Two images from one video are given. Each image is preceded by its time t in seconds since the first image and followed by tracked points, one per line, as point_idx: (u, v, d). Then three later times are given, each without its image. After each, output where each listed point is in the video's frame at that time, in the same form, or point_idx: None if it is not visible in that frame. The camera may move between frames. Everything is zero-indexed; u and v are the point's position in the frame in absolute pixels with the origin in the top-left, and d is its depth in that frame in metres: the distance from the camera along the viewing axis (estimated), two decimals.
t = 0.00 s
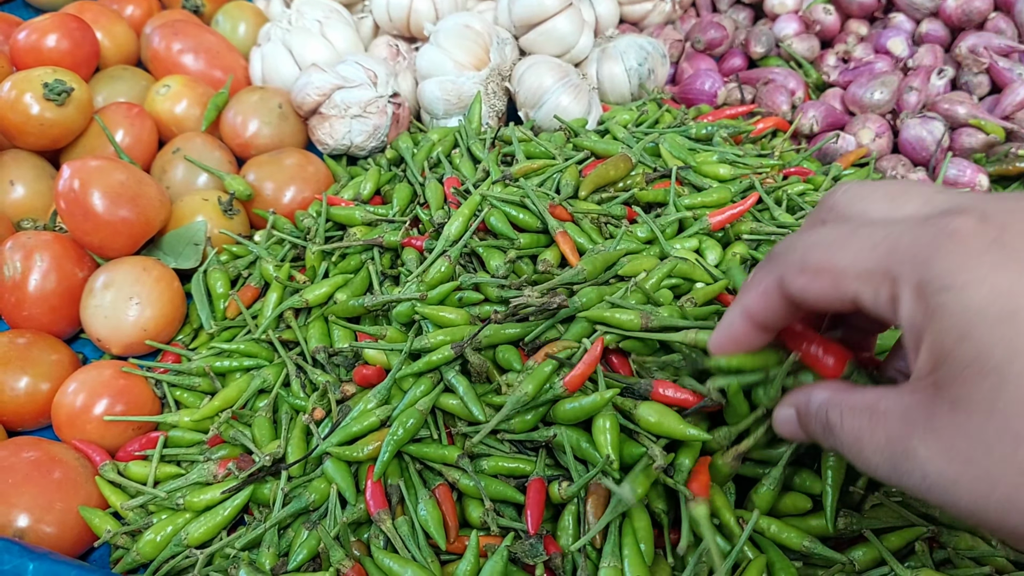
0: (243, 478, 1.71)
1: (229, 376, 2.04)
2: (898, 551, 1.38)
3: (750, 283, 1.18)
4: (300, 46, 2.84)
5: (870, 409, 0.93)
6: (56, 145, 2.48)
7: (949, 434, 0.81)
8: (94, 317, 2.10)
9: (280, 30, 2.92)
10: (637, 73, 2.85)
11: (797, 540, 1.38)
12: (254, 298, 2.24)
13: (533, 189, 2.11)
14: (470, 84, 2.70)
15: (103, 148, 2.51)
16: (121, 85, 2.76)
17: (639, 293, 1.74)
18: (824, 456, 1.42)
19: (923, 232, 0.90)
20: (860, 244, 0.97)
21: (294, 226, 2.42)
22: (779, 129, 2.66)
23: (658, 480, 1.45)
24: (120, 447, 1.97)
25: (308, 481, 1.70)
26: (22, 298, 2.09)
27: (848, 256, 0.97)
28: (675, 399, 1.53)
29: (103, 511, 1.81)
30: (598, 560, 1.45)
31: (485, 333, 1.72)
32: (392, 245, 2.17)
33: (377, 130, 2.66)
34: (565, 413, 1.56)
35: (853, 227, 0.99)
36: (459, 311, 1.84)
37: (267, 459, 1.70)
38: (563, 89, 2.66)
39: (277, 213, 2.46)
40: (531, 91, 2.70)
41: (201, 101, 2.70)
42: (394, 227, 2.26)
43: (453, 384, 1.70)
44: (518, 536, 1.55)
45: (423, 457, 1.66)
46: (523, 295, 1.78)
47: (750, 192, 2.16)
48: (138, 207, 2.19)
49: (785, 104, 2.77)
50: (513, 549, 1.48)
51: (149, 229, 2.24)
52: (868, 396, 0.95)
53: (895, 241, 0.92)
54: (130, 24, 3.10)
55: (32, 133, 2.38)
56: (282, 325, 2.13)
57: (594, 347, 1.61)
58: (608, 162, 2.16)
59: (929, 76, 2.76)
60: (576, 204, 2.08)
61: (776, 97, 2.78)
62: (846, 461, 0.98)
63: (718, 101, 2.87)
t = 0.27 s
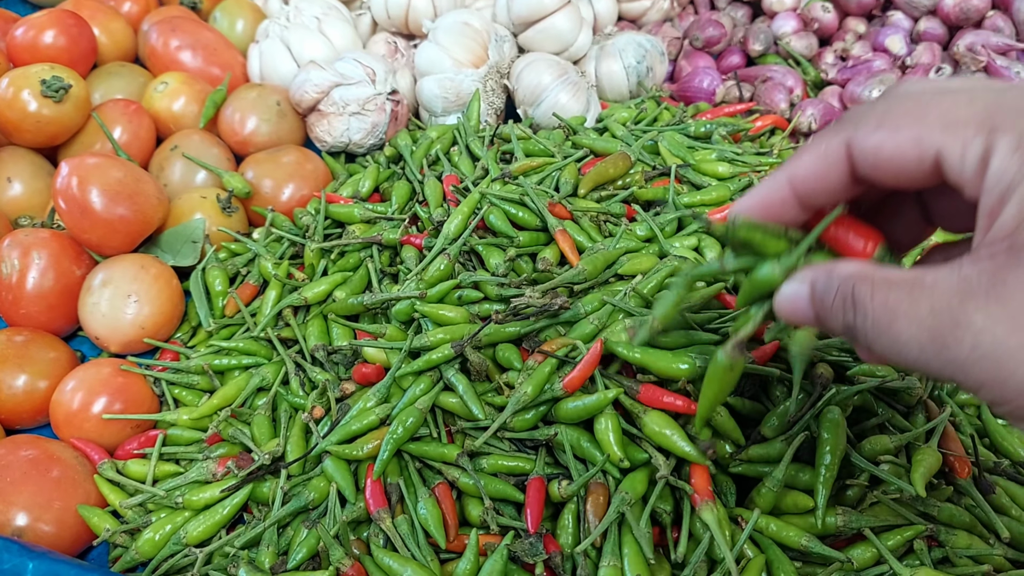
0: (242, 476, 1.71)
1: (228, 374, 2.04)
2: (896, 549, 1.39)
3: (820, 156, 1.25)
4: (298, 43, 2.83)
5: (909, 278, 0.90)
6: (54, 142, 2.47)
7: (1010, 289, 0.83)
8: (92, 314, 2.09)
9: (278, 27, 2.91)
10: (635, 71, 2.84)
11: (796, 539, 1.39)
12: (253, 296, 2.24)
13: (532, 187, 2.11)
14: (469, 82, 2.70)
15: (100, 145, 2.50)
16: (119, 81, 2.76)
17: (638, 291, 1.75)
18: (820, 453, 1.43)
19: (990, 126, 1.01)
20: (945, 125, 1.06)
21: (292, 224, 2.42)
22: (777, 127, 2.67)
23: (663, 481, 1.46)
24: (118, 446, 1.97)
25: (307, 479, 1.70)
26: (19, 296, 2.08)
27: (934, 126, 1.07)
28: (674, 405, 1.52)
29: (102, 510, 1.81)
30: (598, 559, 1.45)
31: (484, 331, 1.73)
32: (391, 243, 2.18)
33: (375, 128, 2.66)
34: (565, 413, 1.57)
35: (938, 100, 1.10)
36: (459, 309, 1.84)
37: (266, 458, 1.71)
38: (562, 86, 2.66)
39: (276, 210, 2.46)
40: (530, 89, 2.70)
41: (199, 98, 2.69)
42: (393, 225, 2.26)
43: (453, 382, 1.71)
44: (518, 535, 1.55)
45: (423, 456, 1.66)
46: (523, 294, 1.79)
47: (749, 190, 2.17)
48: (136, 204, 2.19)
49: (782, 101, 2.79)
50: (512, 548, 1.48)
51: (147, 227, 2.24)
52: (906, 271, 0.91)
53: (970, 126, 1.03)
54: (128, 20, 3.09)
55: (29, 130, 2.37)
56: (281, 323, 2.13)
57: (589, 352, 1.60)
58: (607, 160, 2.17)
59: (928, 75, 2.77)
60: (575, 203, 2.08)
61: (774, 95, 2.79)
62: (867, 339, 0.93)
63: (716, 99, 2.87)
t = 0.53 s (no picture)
0: (237, 474, 1.70)
1: (223, 371, 2.04)
2: (890, 547, 1.41)
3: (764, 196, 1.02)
4: (293, 40, 2.82)
5: (890, 425, 0.75)
6: (48, 139, 2.46)
7: (995, 452, 0.67)
8: (87, 312, 2.09)
9: (273, 23, 2.90)
10: (631, 68, 2.84)
11: (789, 538, 1.40)
12: (248, 294, 2.24)
13: (527, 185, 2.11)
14: (465, 79, 2.69)
15: (95, 142, 2.49)
16: (114, 78, 2.75)
17: (634, 289, 1.75)
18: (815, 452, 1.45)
19: (967, 209, 0.80)
20: (911, 196, 0.85)
21: (288, 221, 2.42)
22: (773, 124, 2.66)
23: (660, 482, 1.47)
24: (113, 443, 1.97)
25: (302, 477, 1.70)
26: (13, 293, 2.08)
27: (921, 179, 0.87)
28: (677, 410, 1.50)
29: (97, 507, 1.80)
30: (592, 556, 1.45)
31: (480, 329, 1.73)
32: (387, 241, 2.17)
33: (371, 125, 2.65)
34: (561, 411, 1.58)
35: (955, 150, 0.90)
36: (454, 307, 1.84)
37: (261, 456, 1.70)
38: (558, 84, 2.66)
39: (271, 208, 2.46)
40: (525, 86, 2.69)
41: (194, 94, 2.69)
42: (389, 222, 2.26)
43: (449, 380, 1.71)
44: (513, 532, 1.55)
45: (418, 454, 1.66)
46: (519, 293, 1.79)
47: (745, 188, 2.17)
48: (130, 201, 2.18)
49: (778, 99, 2.79)
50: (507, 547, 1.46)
51: (142, 224, 2.23)
52: (892, 411, 0.77)
53: (944, 217, 0.81)
54: (123, 16, 3.08)
55: (23, 126, 2.36)
56: (276, 320, 2.13)
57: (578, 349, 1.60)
58: (603, 158, 2.16)
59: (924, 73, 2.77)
60: (570, 200, 2.08)
61: (770, 92, 2.78)
62: (852, 489, 0.78)
63: (712, 96, 2.87)
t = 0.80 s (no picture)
0: (226, 469, 1.69)
1: (212, 366, 2.03)
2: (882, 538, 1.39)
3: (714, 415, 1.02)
4: (283, 33, 2.81)
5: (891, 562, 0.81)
6: (37, 133, 2.44)
7: None
8: (75, 306, 2.08)
9: (263, 16, 2.88)
10: (623, 61, 2.83)
11: (780, 528, 1.40)
12: (238, 288, 2.22)
13: (518, 178, 2.10)
14: (456, 71, 2.67)
15: (83, 136, 2.47)
16: (102, 72, 2.72)
17: (625, 281, 1.73)
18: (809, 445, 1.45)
19: (900, 429, 0.84)
20: (844, 427, 0.87)
21: (277, 215, 2.40)
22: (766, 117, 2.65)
23: (651, 480, 1.48)
24: (102, 439, 1.95)
25: (292, 472, 1.69)
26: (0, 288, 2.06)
27: (853, 387, 0.96)
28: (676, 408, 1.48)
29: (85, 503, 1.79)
30: (582, 549, 1.45)
31: (470, 323, 1.72)
32: (377, 234, 2.16)
33: (362, 118, 2.63)
34: (553, 405, 1.57)
35: (891, 327, 0.96)
36: (444, 301, 1.83)
37: (249, 450, 1.68)
38: (550, 76, 2.64)
39: (261, 202, 2.44)
40: (517, 79, 2.68)
41: (183, 88, 2.67)
42: (379, 216, 2.23)
43: (438, 374, 1.70)
44: (504, 527, 1.55)
45: (408, 448, 1.67)
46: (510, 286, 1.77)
47: (737, 180, 2.15)
48: (118, 195, 2.16)
49: (771, 91, 2.76)
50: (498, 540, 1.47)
51: (131, 218, 2.22)
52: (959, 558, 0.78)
53: (878, 439, 0.85)
54: (112, 10, 3.05)
55: (11, 120, 2.34)
56: (265, 315, 2.11)
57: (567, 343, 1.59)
58: (594, 151, 2.13)
59: (916, 65, 2.76)
60: (561, 193, 2.07)
61: (763, 85, 2.75)
62: None
63: (705, 89, 2.86)
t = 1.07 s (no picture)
0: (259, 473, 1.72)
1: (240, 371, 2.05)
2: (912, 542, 1.44)
3: (949, 360, 0.78)
4: (303, 38, 2.83)
5: None
6: (60, 138, 2.46)
7: None
8: (102, 311, 2.09)
9: (282, 21, 2.89)
10: (640, 66, 2.85)
11: (812, 531, 1.44)
12: (263, 293, 2.25)
13: (542, 183, 2.13)
14: (475, 77, 2.69)
15: (106, 141, 2.49)
16: (122, 77, 2.74)
17: (653, 285, 1.75)
18: (838, 449, 1.50)
19: None
20: None
21: (300, 220, 2.41)
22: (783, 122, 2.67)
23: (683, 485, 1.51)
24: (131, 443, 1.97)
25: (324, 475, 1.71)
26: (29, 293, 2.08)
27: None
28: (707, 417, 1.55)
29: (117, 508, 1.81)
30: (616, 554, 1.46)
31: (498, 328, 1.75)
32: (401, 239, 2.18)
33: (381, 123, 2.65)
34: (584, 410, 1.60)
35: None
36: (472, 305, 1.86)
37: (282, 455, 1.72)
38: (568, 82, 2.66)
39: (284, 206, 2.46)
40: (535, 84, 2.70)
41: (204, 93, 2.69)
42: (402, 221, 2.26)
43: (469, 378, 1.73)
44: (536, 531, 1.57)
45: (439, 452, 1.69)
46: (539, 292, 1.80)
47: (757, 185, 2.18)
48: (144, 201, 2.18)
49: (787, 96, 2.78)
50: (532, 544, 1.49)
51: (156, 224, 2.24)
52: None
53: None
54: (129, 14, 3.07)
55: (35, 126, 2.36)
56: (292, 320, 2.14)
57: (596, 348, 1.63)
58: (615, 156, 2.16)
59: (930, 70, 2.80)
60: (585, 198, 2.09)
61: (778, 90, 2.79)
62: None
63: (721, 94, 2.88)
